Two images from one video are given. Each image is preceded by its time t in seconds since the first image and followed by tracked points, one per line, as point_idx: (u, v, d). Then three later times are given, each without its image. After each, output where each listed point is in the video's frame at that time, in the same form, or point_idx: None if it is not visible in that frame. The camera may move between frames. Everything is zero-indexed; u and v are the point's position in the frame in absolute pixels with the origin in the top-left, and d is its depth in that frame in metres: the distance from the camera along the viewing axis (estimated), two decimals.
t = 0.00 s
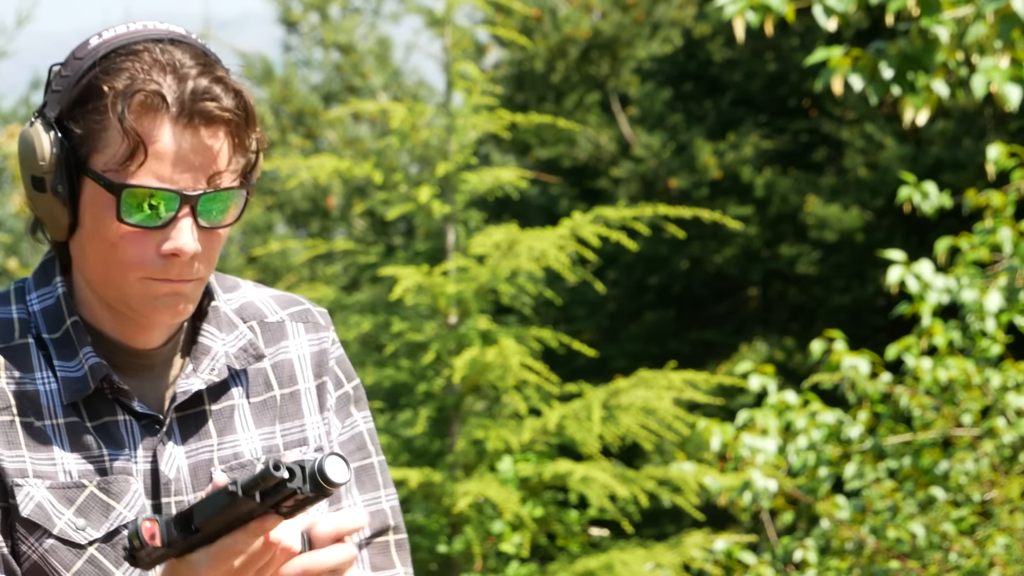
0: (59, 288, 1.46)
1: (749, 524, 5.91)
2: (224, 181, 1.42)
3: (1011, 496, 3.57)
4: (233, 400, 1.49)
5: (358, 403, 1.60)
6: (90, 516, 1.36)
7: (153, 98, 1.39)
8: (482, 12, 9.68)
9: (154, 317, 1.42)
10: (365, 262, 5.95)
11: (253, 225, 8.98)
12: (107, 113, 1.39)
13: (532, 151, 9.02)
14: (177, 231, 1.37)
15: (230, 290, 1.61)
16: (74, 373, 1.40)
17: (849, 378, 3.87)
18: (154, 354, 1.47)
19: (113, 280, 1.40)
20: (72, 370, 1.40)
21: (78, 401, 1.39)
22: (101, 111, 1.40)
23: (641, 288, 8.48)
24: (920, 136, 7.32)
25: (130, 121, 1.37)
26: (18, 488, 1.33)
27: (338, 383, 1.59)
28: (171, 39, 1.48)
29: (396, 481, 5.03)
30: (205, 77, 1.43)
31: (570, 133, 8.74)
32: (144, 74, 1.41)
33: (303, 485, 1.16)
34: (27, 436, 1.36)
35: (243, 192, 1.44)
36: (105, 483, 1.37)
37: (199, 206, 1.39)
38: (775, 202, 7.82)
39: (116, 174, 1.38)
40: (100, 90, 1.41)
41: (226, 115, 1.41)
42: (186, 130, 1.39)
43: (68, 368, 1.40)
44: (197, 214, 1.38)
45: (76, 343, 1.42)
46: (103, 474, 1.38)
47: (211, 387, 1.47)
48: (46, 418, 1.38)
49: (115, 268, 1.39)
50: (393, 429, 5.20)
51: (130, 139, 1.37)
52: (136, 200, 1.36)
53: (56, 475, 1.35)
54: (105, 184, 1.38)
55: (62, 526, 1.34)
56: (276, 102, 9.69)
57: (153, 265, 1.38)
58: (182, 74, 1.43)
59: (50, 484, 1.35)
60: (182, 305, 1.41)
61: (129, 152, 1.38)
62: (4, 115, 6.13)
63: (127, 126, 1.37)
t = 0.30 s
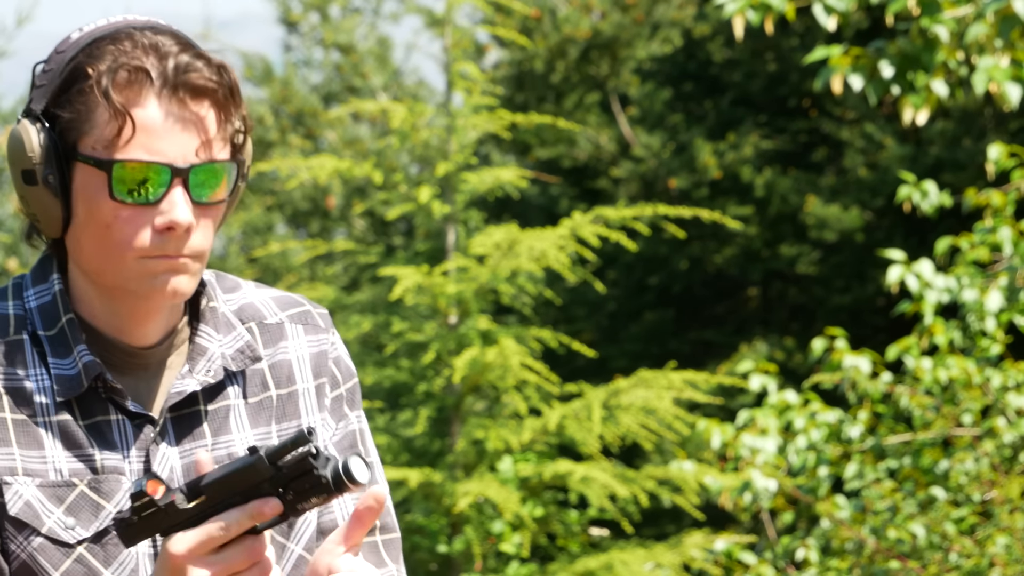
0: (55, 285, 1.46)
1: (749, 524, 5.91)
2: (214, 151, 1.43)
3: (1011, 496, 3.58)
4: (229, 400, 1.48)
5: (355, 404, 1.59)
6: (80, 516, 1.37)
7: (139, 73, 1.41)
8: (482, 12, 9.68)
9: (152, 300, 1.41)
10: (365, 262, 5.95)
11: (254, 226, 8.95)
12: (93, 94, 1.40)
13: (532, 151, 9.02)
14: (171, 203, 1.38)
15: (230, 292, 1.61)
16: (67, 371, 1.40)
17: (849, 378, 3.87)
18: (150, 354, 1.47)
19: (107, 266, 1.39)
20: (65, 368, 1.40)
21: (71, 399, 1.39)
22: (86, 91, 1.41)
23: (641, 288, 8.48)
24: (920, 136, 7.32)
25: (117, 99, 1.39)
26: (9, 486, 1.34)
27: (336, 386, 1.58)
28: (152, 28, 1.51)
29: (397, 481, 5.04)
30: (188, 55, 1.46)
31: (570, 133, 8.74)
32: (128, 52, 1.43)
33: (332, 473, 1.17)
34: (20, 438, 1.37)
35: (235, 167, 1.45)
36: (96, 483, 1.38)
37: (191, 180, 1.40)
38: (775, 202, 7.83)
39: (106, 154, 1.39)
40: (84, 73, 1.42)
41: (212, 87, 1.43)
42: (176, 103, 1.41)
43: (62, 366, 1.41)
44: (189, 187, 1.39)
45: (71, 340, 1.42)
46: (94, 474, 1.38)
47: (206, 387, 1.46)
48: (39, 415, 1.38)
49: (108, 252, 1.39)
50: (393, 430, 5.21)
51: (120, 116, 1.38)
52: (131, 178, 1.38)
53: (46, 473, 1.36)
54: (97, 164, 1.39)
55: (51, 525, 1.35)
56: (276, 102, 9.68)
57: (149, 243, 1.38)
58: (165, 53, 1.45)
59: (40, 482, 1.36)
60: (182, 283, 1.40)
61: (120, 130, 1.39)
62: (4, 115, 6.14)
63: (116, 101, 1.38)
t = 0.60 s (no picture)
0: (57, 289, 1.38)
1: (749, 524, 5.91)
2: (217, 131, 1.42)
3: (1011, 496, 3.58)
4: (226, 408, 1.39)
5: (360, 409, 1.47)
6: (87, 514, 1.26)
7: (137, 57, 1.40)
8: (482, 12, 9.68)
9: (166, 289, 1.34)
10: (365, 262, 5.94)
11: (254, 226, 8.96)
12: (95, 85, 1.38)
13: (532, 151, 9.02)
14: (182, 178, 1.35)
15: (231, 297, 1.53)
16: (68, 375, 1.31)
17: (850, 377, 3.87)
18: (153, 358, 1.39)
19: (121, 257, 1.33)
20: (65, 372, 1.31)
21: (73, 403, 1.30)
22: (86, 80, 1.39)
23: (641, 288, 8.47)
24: (920, 137, 7.33)
25: (121, 80, 1.37)
26: (20, 481, 1.24)
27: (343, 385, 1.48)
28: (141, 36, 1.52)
29: (396, 480, 5.05)
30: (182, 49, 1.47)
31: (570, 133, 8.73)
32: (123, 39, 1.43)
33: (391, 429, 1.07)
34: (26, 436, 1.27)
35: (240, 147, 1.44)
36: (103, 482, 1.28)
37: (200, 156, 1.37)
38: (775, 202, 7.83)
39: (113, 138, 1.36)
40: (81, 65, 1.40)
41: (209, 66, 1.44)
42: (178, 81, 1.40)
43: (63, 369, 1.32)
44: (199, 163, 1.37)
45: (72, 344, 1.34)
46: (101, 473, 1.29)
47: (205, 395, 1.38)
48: (45, 412, 1.30)
49: (121, 240, 1.33)
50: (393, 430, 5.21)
51: (126, 100, 1.37)
52: (140, 157, 1.34)
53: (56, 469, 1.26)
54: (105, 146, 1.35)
55: (60, 521, 1.25)
56: (275, 103, 9.68)
57: (164, 222, 1.33)
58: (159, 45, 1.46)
59: (49, 478, 1.26)
60: (198, 266, 1.34)
61: (127, 113, 1.37)
62: (4, 115, 6.16)
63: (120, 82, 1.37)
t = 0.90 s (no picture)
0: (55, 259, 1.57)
1: (749, 524, 5.92)
2: (216, 143, 1.70)
3: (1011, 496, 3.60)
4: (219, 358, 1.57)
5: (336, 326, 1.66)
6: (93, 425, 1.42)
7: (135, 74, 1.64)
8: (482, 12, 9.68)
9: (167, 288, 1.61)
10: (365, 262, 5.94)
11: (254, 226, 8.96)
12: (94, 100, 1.61)
13: (532, 151, 9.03)
14: (181, 197, 1.59)
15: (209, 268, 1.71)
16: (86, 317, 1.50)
17: (850, 377, 3.86)
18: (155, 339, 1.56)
19: (124, 260, 1.59)
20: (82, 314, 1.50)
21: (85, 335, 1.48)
22: (87, 96, 1.61)
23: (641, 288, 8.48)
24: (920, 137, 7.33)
25: (120, 97, 1.61)
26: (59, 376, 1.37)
27: (288, 280, 1.93)
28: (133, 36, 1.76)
29: (397, 481, 5.06)
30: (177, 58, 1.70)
31: (570, 133, 8.73)
32: (120, 51, 1.66)
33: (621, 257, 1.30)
34: (94, 338, 1.39)
35: (238, 158, 1.73)
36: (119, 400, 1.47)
37: (197, 173, 1.62)
38: (775, 202, 7.84)
39: (109, 155, 1.59)
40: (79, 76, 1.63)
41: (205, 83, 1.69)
42: (174, 102, 1.65)
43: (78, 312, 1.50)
44: (196, 179, 1.62)
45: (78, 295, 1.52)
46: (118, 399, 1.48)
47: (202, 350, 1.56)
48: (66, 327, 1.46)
49: (126, 247, 1.59)
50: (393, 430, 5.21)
51: (124, 118, 1.60)
52: (141, 175, 1.58)
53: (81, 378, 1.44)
54: (101, 162, 1.59)
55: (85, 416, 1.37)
56: (275, 103, 9.66)
57: (161, 239, 1.59)
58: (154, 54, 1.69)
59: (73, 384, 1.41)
60: (197, 276, 1.62)
61: (125, 130, 1.60)
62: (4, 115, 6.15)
63: (118, 100, 1.60)
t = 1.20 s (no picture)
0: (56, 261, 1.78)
1: (749, 524, 5.92)
2: (223, 167, 1.98)
3: (1011, 496, 3.60)
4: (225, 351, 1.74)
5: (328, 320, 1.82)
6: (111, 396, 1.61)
7: (145, 100, 1.91)
8: (482, 12, 9.68)
9: (175, 301, 1.90)
10: (365, 262, 5.93)
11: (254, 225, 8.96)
12: (104, 124, 1.87)
13: (532, 151, 9.03)
14: (189, 223, 1.87)
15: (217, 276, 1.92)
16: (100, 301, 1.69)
17: (850, 376, 3.86)
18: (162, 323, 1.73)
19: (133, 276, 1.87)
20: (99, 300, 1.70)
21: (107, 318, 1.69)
22: (99, 120, 1.88)
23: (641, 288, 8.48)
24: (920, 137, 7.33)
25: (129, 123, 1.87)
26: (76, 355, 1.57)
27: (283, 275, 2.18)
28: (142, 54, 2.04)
29: (397, 481, 5.06)
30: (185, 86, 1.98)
31: (570, 133, 8.73)
32: (133, 80, 1.94)
33: (649, 253, 1.43)
34: (112, 314, 1.62)
35: (245, 180, 2.03)
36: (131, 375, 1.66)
37: (205, 198, 1.90)
38: (775, 203, 7.84)
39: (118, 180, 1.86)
40: (91, 99, 1.90)
41: (214, 108, 1.97)
42: (182, 131, 1.92)
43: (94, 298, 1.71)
44: (205, 206, 1.90)
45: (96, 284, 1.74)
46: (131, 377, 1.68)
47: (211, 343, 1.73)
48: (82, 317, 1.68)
49: (135, 267, 1.86)
50: (393, 430, 5.21)
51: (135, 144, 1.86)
52: (153, 205, 1.85)
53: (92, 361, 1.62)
54: (111, 187, 1.86)
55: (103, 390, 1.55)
56: (276, 103, 9.65)
57: (169, 262, 1.87)
58: (164, 82, 1.97)
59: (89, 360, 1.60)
60: (201, 297, 1.91)
61: (135, 155, 1.87)
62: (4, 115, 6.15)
63: (129, 128, 1.85)
